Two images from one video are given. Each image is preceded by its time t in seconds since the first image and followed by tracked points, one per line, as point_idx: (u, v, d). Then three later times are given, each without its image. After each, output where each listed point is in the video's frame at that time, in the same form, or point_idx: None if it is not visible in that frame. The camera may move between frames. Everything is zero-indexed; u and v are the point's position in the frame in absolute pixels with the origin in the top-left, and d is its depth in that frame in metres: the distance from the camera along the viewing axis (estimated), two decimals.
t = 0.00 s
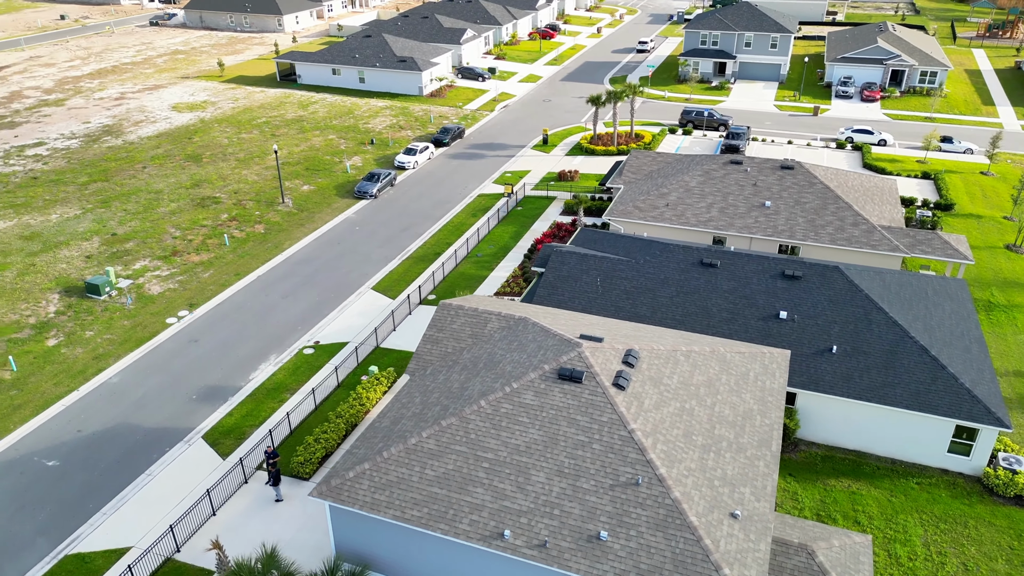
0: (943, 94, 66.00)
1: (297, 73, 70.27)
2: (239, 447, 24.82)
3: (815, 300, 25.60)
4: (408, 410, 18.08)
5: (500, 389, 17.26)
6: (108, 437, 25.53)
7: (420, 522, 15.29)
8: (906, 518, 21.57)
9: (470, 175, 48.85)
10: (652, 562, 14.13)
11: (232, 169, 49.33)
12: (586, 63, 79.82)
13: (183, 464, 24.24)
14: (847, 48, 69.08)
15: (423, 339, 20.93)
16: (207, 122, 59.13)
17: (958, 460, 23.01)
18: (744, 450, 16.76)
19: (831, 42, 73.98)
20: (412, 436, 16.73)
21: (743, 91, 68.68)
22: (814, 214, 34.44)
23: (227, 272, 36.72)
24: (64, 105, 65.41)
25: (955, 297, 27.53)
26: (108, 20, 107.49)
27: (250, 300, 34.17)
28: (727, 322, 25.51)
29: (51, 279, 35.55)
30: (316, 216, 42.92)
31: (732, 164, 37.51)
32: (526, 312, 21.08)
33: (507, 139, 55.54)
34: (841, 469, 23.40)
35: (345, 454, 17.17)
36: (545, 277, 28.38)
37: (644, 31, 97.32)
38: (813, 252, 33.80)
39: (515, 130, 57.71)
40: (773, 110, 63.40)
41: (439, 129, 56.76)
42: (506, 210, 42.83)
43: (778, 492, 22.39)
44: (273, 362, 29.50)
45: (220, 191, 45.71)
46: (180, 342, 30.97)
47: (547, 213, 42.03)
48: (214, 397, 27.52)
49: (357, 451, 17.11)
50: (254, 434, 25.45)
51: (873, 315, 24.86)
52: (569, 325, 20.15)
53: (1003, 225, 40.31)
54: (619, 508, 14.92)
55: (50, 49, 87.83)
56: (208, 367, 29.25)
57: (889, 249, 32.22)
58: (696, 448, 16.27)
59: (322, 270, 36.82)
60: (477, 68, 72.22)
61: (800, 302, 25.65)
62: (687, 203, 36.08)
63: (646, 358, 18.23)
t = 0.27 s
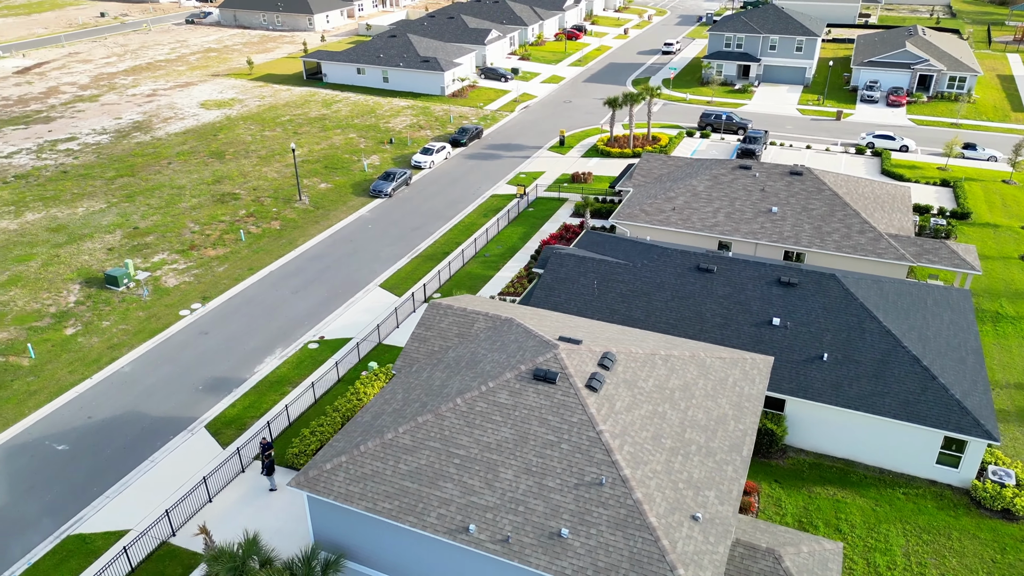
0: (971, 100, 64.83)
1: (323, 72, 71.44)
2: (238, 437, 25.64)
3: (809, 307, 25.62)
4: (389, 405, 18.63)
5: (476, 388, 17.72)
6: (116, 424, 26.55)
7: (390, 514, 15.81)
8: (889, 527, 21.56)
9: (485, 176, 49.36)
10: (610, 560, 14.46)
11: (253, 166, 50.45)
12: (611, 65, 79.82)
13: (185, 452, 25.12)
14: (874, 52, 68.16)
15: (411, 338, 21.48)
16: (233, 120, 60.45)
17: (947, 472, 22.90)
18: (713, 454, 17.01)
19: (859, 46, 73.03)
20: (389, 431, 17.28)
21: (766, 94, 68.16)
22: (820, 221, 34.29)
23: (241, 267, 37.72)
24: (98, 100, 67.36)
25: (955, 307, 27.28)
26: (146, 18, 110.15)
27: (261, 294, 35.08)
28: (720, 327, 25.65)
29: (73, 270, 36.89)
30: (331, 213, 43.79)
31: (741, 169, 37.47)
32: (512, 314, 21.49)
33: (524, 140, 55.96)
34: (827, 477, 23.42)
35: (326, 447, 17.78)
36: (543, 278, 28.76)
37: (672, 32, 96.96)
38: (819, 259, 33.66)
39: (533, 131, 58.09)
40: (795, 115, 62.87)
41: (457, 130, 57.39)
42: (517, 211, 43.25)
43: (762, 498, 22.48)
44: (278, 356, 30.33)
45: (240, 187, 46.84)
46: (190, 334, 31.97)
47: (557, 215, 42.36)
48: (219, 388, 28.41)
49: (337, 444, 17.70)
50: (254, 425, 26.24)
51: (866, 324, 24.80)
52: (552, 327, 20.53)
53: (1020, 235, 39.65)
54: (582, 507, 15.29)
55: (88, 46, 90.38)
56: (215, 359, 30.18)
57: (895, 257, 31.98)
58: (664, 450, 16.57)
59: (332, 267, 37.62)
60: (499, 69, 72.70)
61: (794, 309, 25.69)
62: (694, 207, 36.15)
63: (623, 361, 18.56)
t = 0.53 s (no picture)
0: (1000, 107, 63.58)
1: (348, 71, 72.53)
2: (239, 427, 26.48)
3: (802, 315, 25.65)
4: (373, 401, 19.22)
5: (454, 387, 18.21)
6: (125, 412, 27.59)
7: (362, 506, 16.38)
8: (870, 536, 21.60)
9: (500, 176, 49.84)
10: (569, 557, 14.86)
11: (274, 163, 51.54)
12: (635, 66, 79.75)
13: (187, 440, 26.02)
14: (901, 56, 67.16)
15: (400, 336, 22.05)
16: (258, 117, 61.72)
17: (934, 483, 22.84)
18: (683, 457, 17.29)
19: (888, 50, 71.99)
20: (368, 426, 17.87)
21: (789, 98, 67.60)
22: (826, 228, 34.14)
23: (254, 262, 38.72)
24: (130, 97, 69.24)
25: (954, 317, 27.07)
26: (182, 16, 112.58)
27: (272, 289, 35.99)
28: (712, 333, 25.81)
29: (95, 262, 38.23)
30: (345, 211, 44.64)
31: (749, 175, 37.42)
32: (499, 314, 21.94)
33: (542, 141, 56.33)
34: (813, 484, 23.51)
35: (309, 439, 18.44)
36: (541, 280, 29.16)
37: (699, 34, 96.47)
38: (823, 266, 33.55)
39: (551, 132, 58.44)
40: (817, 119, 62.28)
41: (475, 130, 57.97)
42: (528, 212, 43.64)
43: (745, 503, 22.65)
44: (283, 350, 31.18)
45: (259, 184, 47.94)
46: (201, 326, 32.98)
47: (567, 217, 42.68)
48: (224, 380, 29.31)
49: (320, 437, 18.34)
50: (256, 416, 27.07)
51: (859, 332, 24.76)
52: (536, 329, 20.94)
53: None
54: (546, 505, 15.71)
55: (125, 43, 92.79)
56: (223, 351, 31.13)
57: (899, 266, 31.75)
58: (632, 452, 16.91)
59: (342, 264, 38.40)
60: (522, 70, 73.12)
61: (787, 316, 25.74)
62: (700, 211, 36.22)
63: (600, 363, 18.91)
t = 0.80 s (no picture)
0: None
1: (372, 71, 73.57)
2: (240, 418, 27.32)
3: (795, 322, 25.71)
4: (357, 396, 19.81)
5: (433, 384, 18.74)
6: (134, 400, 28.63)
7: (337, 497, 16.98)
8: (851, 544, 21.66)
9: (514, 178, 50.32)
10: (530, 552, 15.30)
11: (294, 161, 52.62)
12: (658, 69, 79.61)
13: (191, 429, 26.94)
14: (929, 61, 66.12)
15: (391, 333, 22.68)
16: (282, 115, 62.95)
17: (919, 493, 22.81)
18: (653, 459, 17.62)
19: (917, 54, 70.92)
20: (349, 420, 18.47)
21: (813, 102, 67.00)
22: (832, 235, 34.01)
23: (268, 258, 39.73)
24: (161, 94, 71.04)
25: (952, 328, 26.89)
26: (217, 15, 114.82)
27: (282, 285, 36.91)
28: (703, 338, 26.01)
29: (115, 254, 39.57)
30: (360, 209, 45.49)
31: (757, 180, 37.38)
32: (487, 314, 22.41)
33: (559, 143, 56.66)
34: (798, 491, 23.61)
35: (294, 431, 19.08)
36: (539, 282, 29.59)
37: (727, 36, 95.93)
38: (827, 273, 33.44)
39: (569, 134, 58.74)
40: (839, 124, 61.66)
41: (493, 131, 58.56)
42: (539, 213, 44.07)
43: (727, 507, 22.86)
44: (288, 344, 32.04)
45: (278, 182, 49.02)
46: (212, 319, 34.02)
47: (577, 219, 43.03)
48: (230, 372, 30.22)
49: (303, 429, 18.97)
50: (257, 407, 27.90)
51: (850, 341, 24.75)
52: (521, 330, 21.38)
53: None
54: (512, 501, 16.16)
55: (160, 41, 95.06)
56: (231, 344, 32.08)
57: (902, 275, 31.56)
58: (601, 453, 17.29)
59: (353, 262, 39.21)
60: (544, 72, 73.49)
61: (779, 323, 25.82)
62: (706, 216, 36.30)
63: (577, 365, 19.29)
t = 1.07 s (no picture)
0: None
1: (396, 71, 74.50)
2: (242, 409, 28.21)
3: (786, 329, 25.81)
4: (342, 391, 20.46)
5: (413, 381, 19.30)
6: (142, 389, 29.73)
7: (314, 487, 17.63)
8: (830, 551, 21.75)
9: (528, 179, 50.77)
10: (492, 547, 15.76)
11: (313, 159, 53.66)
12: (682, 72, 79.35)
13: (194, 418, 27.89)
14: (957, 66, 65.05)
15: (382, 331, 23.32)
16: (305, 114, 64.11)
17: (903, 503, 22.80)
18: (622, 460, 17.97)
19: (946, 59, 69.74)
20: (331, 414, 19.12)
21: (836, 107, 66.32)
22: (836, 242, 33.87)
23: (281, 254, 40.72)
24: (191, 92, 72.74)
25: (948, 338, 26.72)
26: (250, 14, 116.89)
27: (293, 281, 37.84)
28: (694, 342, 26.23)
29: (135, 248, 40.88)
30: (374, 208, 46.31)
31: (764, 186, 37.32)
32: (474, 315, 22.91)
33: (575, 145, 56.97)
34: (781, 497, 23.74)
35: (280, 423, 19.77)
36: (537, 283, 30.03)
37: (755, 39, 95.16)
38: (829, 281, 33.33)
39: (586, 136, 59.00)
40: (861, 129, 60.97)
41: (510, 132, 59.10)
42: (549, 214, 44.48)
43: (708, 511, 23.13)
44: (294, 338, 32.91)
45: (296, 179, 50.06)
46: (223, 313, 35.07)
47: (587, 221, 43.33)
48: (236, 364, 31.19)
49: (288, 421, 19.67)
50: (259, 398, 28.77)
51: (840, 349, 24.78)
52: (505, 330, 21.84)
53: None
54: (480, 497, 16.64)
55: (193, 39, 97.18)
56: (238, 338, 33.06)
57: (905, 284, 31.36)
58: (571, 452, 17.70)
59: (362, 260, 40.02)
60: (566, 73, 73.75)
61: (770, 330, 25.94)
62: (711, 221, 36.38)
63: (555, 366, 19.70)
